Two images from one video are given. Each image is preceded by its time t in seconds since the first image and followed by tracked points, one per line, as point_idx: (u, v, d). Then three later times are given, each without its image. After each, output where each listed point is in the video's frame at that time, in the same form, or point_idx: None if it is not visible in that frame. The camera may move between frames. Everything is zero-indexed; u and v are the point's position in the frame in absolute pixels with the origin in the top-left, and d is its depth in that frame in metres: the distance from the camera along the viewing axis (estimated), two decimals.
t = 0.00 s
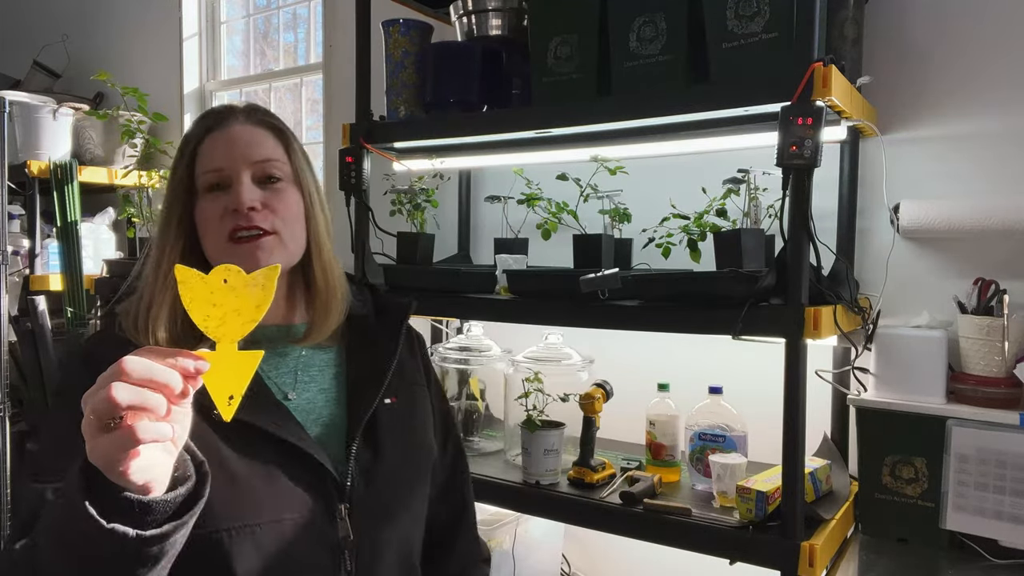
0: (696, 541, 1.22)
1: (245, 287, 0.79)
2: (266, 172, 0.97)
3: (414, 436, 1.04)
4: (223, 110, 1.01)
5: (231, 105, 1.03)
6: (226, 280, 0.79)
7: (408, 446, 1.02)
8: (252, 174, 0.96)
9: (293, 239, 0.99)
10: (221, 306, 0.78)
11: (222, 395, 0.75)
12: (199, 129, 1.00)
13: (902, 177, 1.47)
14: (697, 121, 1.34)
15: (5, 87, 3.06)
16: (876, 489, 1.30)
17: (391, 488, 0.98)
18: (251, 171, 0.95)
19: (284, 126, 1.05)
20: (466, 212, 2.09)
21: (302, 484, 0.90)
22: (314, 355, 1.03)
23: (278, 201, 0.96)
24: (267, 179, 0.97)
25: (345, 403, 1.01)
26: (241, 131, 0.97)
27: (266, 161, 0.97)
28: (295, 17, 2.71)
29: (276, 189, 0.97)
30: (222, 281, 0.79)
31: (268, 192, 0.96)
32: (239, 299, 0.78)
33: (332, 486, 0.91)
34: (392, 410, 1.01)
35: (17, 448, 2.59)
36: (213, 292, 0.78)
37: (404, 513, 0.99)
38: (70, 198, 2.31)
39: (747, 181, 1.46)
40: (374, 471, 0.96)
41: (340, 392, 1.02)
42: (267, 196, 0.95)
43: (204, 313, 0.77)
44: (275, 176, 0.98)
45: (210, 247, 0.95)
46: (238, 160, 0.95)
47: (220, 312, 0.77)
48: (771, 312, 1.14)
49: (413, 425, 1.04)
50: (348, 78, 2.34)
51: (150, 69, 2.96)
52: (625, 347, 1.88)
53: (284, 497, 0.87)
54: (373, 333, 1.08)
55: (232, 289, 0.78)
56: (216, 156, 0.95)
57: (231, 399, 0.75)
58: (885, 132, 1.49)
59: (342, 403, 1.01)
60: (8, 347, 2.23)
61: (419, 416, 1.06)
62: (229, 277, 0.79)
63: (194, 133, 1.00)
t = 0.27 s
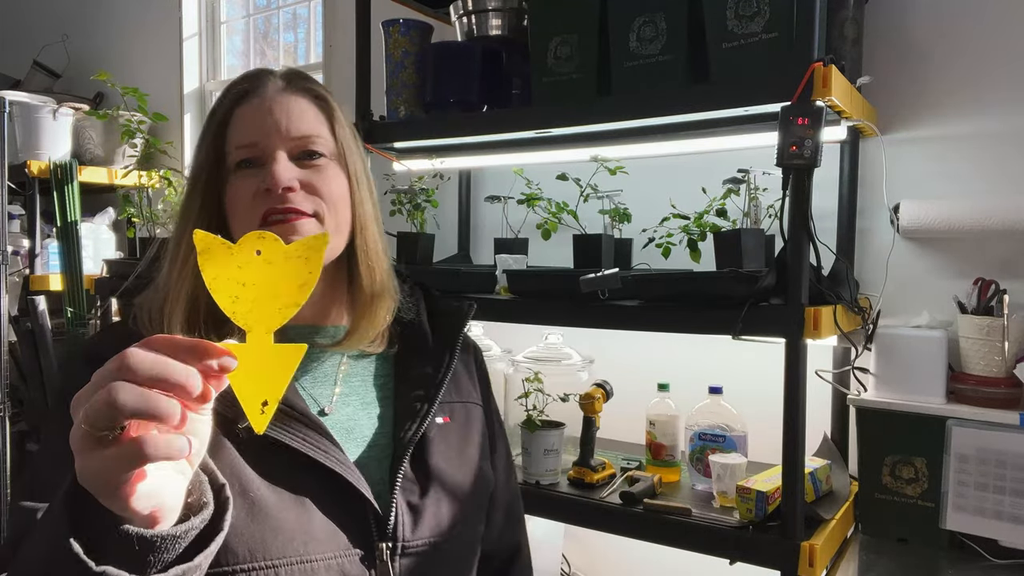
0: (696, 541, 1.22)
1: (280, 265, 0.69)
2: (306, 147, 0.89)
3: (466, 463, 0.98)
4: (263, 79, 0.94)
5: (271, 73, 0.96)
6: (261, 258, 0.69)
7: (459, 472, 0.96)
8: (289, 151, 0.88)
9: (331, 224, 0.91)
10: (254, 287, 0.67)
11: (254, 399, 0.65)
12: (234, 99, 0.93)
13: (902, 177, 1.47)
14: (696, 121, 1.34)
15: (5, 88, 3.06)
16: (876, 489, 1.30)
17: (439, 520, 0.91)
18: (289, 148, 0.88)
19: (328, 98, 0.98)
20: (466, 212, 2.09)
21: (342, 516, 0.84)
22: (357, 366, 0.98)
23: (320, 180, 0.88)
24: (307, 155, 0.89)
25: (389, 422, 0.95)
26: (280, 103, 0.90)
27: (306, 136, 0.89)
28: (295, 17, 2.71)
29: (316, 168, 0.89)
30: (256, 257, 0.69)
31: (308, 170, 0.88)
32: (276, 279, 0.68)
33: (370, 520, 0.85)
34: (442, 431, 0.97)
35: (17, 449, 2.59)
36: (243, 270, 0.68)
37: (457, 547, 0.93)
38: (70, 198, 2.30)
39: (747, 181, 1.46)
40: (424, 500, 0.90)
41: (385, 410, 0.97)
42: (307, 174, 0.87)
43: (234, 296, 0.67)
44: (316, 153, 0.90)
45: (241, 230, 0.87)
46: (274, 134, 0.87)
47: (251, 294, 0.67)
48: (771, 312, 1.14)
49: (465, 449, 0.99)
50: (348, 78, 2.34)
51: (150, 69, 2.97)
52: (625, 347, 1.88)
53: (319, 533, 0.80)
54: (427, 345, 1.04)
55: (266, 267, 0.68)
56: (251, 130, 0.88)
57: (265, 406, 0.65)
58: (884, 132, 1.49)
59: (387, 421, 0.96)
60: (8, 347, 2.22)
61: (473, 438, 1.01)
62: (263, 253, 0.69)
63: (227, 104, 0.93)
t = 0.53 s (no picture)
0: (697, 541, 1.22)
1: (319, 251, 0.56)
2: (359, 130, 0.79)
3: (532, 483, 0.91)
4: (317, 55, 0.86)
5: (324, 46, 0.89)
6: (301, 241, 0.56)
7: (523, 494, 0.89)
8: (342, 133, 0.78)
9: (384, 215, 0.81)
10: (292, 276, 0.56)
11: (292, 420, 0.53)
12: (283, 75, 0.84)
13: (902, 178, 1.48)
14: (696, 121, 1.34)
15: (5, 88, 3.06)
16: (876, 489, 1.30)
17: (501, 548, 0.84)
18: (341, 129, 0.78)
19: (385, 78, 0.91)
20: (466, 212, 2.09)
21: (401, 547, 0.77)
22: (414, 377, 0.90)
23: (372, 168, 0.78)
24: (359, 139, 0.79)
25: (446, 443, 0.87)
26: (333, 81, 0.81)
27: (361, 117, 0.79)
28: (295, 17, 2.71)
29: (370, 153, 0.79)
30: (295, 240, 0.56)
31: (361, 155, 0.78)
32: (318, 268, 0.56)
33: (427, 554, 0.77)
34: (507, 452, 0.89)
35: (18, 449, 2.60)
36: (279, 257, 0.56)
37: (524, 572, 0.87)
38: (70, 198, 2.30)
39: (747, 181, 1.46)
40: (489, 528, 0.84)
41: (443, 426, 0.88)
42: (359, 160, 0.77)
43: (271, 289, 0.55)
44: (370, 136, 0.80)
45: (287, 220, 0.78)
46: (326, 113, 0.78)
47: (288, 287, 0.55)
48: (771, 312, 1.14)
49: (529, 469, 0.91)
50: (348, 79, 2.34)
51: (150, 69, 2.97)
52: (625, 347, 1.88)
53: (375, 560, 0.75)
54: (490, 356, 0.95)
55: (307, 252, 0.56)
56: (302, 109, 0.79)
57: (306, 426, 0.53)
58: (884, 132, 1.49)
59: (445, 440, 0.87)
60: (8, 348, 2.22)
61: (538, 456, 0.94)
62: (301, 235, 0.56)
63: (276, 80, 0.84)
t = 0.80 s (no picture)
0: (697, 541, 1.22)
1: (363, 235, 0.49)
2: (431, 120, 0.74)
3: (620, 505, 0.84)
4: (387, 38, 0.78)
5: (394, 28, 0.80)
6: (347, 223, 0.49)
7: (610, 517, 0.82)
8: (412, 123, 0.73)
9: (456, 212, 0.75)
10: (331, 262, 0.49)
11: (330, 432, 0.46)
12: (350, 61, 0.77)
13: (902, 178, 1.48)
14: (695, 121, 1.34)
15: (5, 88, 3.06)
16: (876, 489, 1.30)
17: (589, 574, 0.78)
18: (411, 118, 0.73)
19: (459, 59, 0.83)
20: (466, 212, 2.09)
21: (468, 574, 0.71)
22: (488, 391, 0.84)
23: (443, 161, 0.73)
24: (429, 130, 0.74)
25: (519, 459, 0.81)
26: (404, 65, 0.75)
27: (433, 107, 0.74)
28: (295, 17, 2.71)
29: (440, 146, 0.75)
30: (339, 221, 0.49)
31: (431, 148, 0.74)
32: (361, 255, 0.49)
33: None
34: (591, 471, 0.83)
35: (17, 449, 2.60)
36: (317, 241, 0.49)
37: None
38: (70, 198, 2.30)
39: (747, 181, 1.46)
40: (571, 553, 0.77)
41: (518, 440, 0.83)
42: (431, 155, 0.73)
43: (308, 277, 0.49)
44: (441, 127, 0.75)
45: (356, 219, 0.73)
46: (395, 102, 0.73)
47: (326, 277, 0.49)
48: (771, 312, 1.14)
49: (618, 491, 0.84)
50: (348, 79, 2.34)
51: (150, 69, 2.97)
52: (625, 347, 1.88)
53: None
54: (574, 368, 0.89)
55: (349, 231, 0.49)
56: (370, 97, 0.74)
57: (345, 445, 0.46)
58: (884, 132, 1.49)
59: (519, 455, 0.81)
60: (7, 348, 2.22)
61: (628, 476, 0.87)
62: (344, 213, 0.49)
63: (342, 69, 0.77)
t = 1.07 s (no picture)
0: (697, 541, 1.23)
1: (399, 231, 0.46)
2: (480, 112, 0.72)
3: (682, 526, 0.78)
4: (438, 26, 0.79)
5: (447, 17, 0.81)
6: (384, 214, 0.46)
7: (670, 540, 0.76)
8: (463, 116, 0.72)
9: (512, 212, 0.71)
10: (363, 258, 0.46)
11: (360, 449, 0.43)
12: (401, 49, 0.77)
13: (902, 178, 1.48)
14: (695, 120, 1.34)
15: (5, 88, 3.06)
16: (876, 489, 1.31)
17: None
18: (463, 111, 0.72)
19: (512, 48, 0.81)
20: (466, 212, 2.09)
21: None
22: (542, 402, 0.81)
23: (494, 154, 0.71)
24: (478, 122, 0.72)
25: (572, 478, 0.76)
26: (456, 56, 0.74)
27: (482, 98, 0.72)
28: (295, 17, 2.71)
29: (491, 140, 0.72)
30: (376, 211, 0.46)
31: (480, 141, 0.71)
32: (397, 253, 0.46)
33: None
34: (650, 492, 0.77)
35: (17, 449, 2.60)
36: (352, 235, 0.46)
37: None
38: (70, 198, 2.30)
39: (747, 181, 1.46)
40: None
41: (571, 458, 0.78)
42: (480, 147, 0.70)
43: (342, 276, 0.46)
44: (489, 119, 0.73)
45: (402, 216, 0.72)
46: (446, 94, 0.72)
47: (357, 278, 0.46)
48: (771, 312, 1.14)
49: (678, 511, 0.78)
50: (348, 79, 2.34)
51: (150, 69, 2.97)
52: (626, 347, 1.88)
53: None
54: (632, 380, 0.82)
55: (387, 221, 0.46)
56: (419, 87, 0.73)
57: (376, 467, 0.42)
58: (884, 132, 1.49)
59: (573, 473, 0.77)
60: (7, 348, 2.22)
61: (691, 495, 0.80)
62: (381, 201, 0.46)
63: (392, 57, 0.78)
